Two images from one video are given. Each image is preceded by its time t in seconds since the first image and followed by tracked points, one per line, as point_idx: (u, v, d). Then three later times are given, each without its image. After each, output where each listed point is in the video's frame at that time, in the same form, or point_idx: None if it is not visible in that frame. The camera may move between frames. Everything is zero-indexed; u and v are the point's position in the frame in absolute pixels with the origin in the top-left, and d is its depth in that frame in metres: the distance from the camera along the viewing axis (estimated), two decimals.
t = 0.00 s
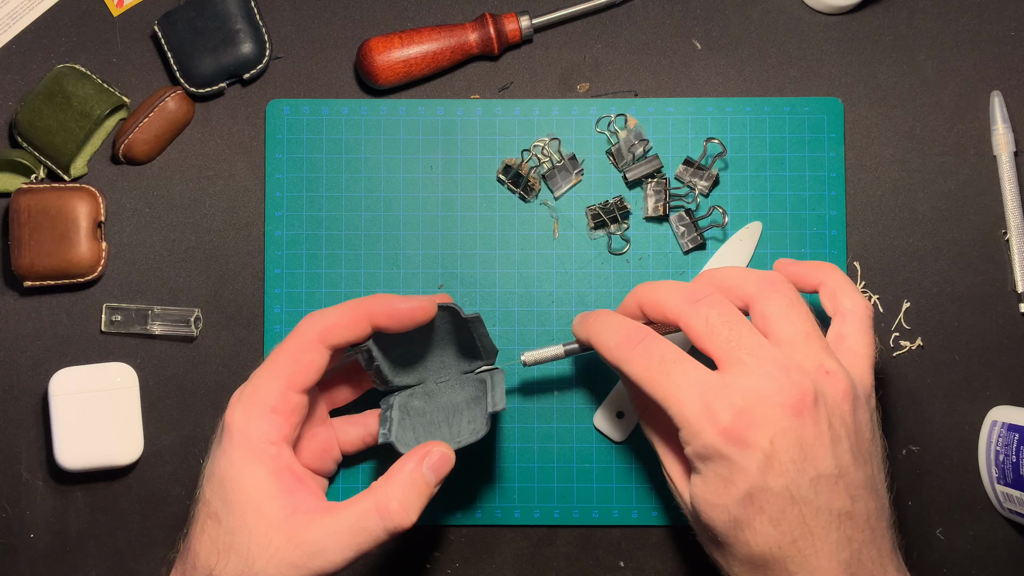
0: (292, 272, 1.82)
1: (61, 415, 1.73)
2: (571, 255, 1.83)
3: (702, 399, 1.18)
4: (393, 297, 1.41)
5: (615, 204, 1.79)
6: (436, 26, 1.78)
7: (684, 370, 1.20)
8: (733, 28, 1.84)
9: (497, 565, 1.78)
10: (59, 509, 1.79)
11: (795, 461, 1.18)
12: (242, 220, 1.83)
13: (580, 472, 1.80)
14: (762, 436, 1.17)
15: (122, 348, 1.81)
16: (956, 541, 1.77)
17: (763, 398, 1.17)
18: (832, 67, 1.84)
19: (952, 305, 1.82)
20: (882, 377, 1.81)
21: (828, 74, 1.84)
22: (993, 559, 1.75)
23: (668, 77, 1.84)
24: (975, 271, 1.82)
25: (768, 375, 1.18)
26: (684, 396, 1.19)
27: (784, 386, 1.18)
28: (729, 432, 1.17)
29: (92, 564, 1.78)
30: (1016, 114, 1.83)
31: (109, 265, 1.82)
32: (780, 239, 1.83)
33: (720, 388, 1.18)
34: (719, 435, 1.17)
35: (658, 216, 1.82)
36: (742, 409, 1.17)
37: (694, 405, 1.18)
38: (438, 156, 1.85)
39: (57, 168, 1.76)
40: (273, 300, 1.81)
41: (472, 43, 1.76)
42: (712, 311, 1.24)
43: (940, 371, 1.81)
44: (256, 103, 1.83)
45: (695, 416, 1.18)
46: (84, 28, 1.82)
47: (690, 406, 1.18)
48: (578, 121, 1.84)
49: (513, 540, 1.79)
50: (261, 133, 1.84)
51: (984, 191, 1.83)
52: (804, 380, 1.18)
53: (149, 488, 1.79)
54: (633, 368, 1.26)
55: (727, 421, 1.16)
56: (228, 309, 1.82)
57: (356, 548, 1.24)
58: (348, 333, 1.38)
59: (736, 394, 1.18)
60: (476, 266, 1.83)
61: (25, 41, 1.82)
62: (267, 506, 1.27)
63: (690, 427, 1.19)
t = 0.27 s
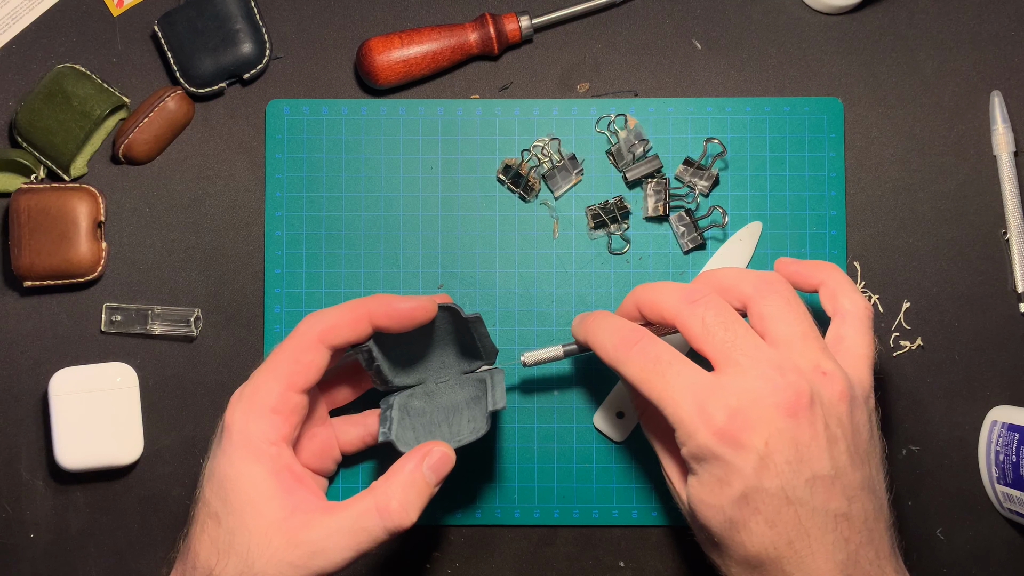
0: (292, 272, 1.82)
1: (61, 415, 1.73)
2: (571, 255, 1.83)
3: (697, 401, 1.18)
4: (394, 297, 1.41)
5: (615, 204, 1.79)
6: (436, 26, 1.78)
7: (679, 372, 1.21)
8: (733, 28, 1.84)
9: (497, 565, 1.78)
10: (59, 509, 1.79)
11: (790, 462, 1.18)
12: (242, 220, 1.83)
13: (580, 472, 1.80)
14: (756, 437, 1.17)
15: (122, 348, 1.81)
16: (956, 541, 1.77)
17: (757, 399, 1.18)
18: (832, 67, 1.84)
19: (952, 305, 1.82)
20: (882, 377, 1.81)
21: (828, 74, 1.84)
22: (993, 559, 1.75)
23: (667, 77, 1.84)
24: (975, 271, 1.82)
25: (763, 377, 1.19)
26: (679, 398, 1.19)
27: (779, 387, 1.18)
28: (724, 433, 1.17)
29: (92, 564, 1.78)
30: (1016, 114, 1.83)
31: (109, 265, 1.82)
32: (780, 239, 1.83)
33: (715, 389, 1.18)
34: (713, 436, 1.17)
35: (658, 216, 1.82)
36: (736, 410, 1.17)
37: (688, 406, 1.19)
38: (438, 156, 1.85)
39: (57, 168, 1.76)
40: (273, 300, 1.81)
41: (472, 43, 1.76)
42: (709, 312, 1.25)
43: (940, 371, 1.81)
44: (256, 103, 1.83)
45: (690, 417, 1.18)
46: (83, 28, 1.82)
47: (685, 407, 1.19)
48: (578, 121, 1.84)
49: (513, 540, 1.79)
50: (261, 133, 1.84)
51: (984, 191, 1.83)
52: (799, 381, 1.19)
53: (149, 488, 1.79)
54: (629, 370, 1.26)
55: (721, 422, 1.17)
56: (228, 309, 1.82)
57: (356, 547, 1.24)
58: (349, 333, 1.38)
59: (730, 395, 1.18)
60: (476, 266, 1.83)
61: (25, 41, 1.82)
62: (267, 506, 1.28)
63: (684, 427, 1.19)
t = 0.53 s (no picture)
0: (292, 272, 1.82)
1: (61, 415, 1.74)
2: (571, 256, 1.83)
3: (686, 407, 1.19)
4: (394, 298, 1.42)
5: (615, 204, 1.79)
6: (436, 26, 1.78)
7: (667, 377, 1.22)
8: (733, 28, 1.84)
9: (497, 565, 1.78)
10: (59, 509, 1.79)
11: (779, 467, 1.18)
12: (242, 220, 1.83)
13: (580, 472, 1.80)
14: (744, 442, 1.18)
15: (122, 348, 1.81)
16: (956, 541, 1.77)
17: (745, 405, 1.18)
18: (833, 67, 1.84)
19: (952, 306, 1.82)
20: (882, 377, 1.81)
21: (828, 74, 1.84)
22: (993, 559, 1.76)
23: (667, 77, 1.84)
24: (975, 271, 1.82)
25: (751, 382, 1.19)
26: (667, 404, 1.20)
27: (767, 392, 1.19)
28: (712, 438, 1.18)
29: (92, 564, 1.78)
30: (1016, 113, 1.83)
31: (109, 265, 1.82)
32: (780, 239, 1.83)
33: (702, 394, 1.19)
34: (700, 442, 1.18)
35: (658, 216, 1.82)
36: (723, 415, 1.18)
37: (675, 412, 1.19)
38: (437, 155, 1.85)
39: (57, 168, 1.76)
40: (273, 300, 1.82)
41: (471, 43, 1.76)
42: (698, 315, 1.25)
43: (940, 371, 1.81)
44: (255, 102, 1.83)
45: (678, 423, 1.19)
46: (83, 28, 1.82)
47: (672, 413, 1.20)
48: (578, 121, 1.84)
49: (513, 540, 1.79)
50: (261, 133, 1.84)
51: (984, 192, 1.83)
52: (788, 386, 1.19)
53: (149, 488, 1.79)
54: (619, 374, 1.27)
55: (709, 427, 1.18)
56: (228, 309, 1.82)
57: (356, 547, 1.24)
58: (349, 334, 1.38)
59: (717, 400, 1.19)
60: (476, 266, 1.83)
61: (25, 42, 1.82)
62: (268, 505, 1.28)
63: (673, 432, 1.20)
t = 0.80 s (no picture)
0: (292, 272, 1.82)
1: (60, 415, 1.73)
2: (571, 255, 1.83)
3: (682, 416, 1.19)
4: (396, 300, 1.42)
5: (615, 204, 1.79)
6: (436, 26, 1.78)
7: (663, 385, 1.22)
8: (733, 28, 1.84)
9: (497, 565, 1.78)
10: (59, 510, 1.79)
11: (775, 476, 1.19)
12: (242, 220, 1.83)
13: (581, 472, 1.80)
14: (740, 452, 1.18)
15: (122, 348, 1.81)
16: (956, 541, 1.77)
17: (741, 413, 1.18)
18: (833, 68, 1.84)
19: (952, 306, 1.82)
20: (883, 377, 1.81)
21: (828, 74, 1.84)
22: (993, 559, 1.76)
23: (667, 77, 1.84)
24: (975, 271, 1.82)
25: (748, 390, 1.19)
26: (662, 412, 1.21)
27: (764, 400, 1.19)
28: (708, 447, 1.18)
29: (92, 564, 1.78)
30: (1015, 113, 1.83)
31: (109, 265, 1.82)
32: (780, 239, 1.83)
33: (699, 403, 1.19)
34: (696, 452, 1.19)
35: (658, 216, 1.82)
36: (719, 424, 1.18)
37: (671, 421, 1.20)
38: (438, 156, 1.85)
39: (57, 168, 1.76)
40: (273, 300, 1.81)
41: (471, 43, 1.76)
42: (694, 321, 1.24)
43: (941, 371, 1.81)
44: (256, 102, 1.83)
45: (674, 432, 1.20)
46: (84, 28, 1.82)
47: (669, 422, 1.20)
48: (578, 121, 1.84)
49: (513, 540, 1.79)
50: (261, 133, 1.84)
51: (984, 191, 1.83)
52: (785, 393, 1.19)
53: (149, 488, 1.79)
54: (616, 381, 1.27)
55: (705, 436, 1.18)
56: (228, 309, 1.82)
57: (357, 548, 1.24)
58: (352, 335, 1.38)
59: (714, 409, 1.19)
60: (476, 266, 1.83)
61: (25, 41, 1.82)
62: (269, 505, 1.28)
63: (669, 441, 1.21)
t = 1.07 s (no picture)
0: (292, 272, 1.82)
1: (61, 415, 1.74)
2: (571, 255, 1.83)
3: (674, 419, 1.20)
4: (397, 301, 1.42)
5: (615, 204, 1.79)
6: (436, 26, 1.78)
7: (657, 388, 1.22)
8: (733, 28, 1.83)
9: (497, 565, 1.78)
10: (59, 510, 1.79)
11: (769, 479, 1.19)
12: (242, 220, 1.83)
13: (581, 472, 1.80)
14: (733, 455, 1.18)
15: (122, 348, 1.81)
16: (956, 541, 1.77)
17: (734, 417, 1.19)
18: (833, 68, 1.84)
19: (952, 306, 1.82)
20: (883, 378, 1.80)
21: (828, 74, 1.84)
22: (992, 559, 1.76)
23: (667, 77, 1.84)
24: (976, 271, 1.82)
25: (742, 393, 1.19)
26: (656, 415, 1.21)
27: (758, 403, 1.19)
28: (701, 450, 1.19)
29: (92, 564, 1.78)
30: (1015, 113, 1.83)
31: (109, 265, 1.82)
32: (780, 239, 1.83)
33: (691, 406, 1.20)
34: (688, 455, 1.20)
35: (658, 216, 1.82)
36: (711, 427, 1.19)
37: (663, 425, 1.21)
38: (437, 155, 1.85)
39: (57, 168, 1.76)
40: (273, 300, 1.82)
41: (472, 43, 1.76)
42: (688, 323, 1.24)
43: (941, 371, 1.81)
44: (255, 102, 1.84)
45: (666, 435, 1.21)
46: (83, 28, 1.82)
47: (662, 425, 1.21)
48: (578, 121, 1.84)
49: (513, 540, 1.79)
50: (261, 133, 1.84)
51: (984, 191, 1.83)
52: (779, 396, 1.19)
53: (149, 487, 1.79)
54: (610, 382, 1.27)
55: (697, 439, 1.19)
56: (228, 309, 1.82)
57: (357, 549, 1.24)
58: (353, 336, 1.38)
59: (707, 413, 1.19)
60: (476, 266, 1.83)
61: (25, 41, 1.82)
62: (269, 506, 1.28)
63: (662, 444, 1.21)
